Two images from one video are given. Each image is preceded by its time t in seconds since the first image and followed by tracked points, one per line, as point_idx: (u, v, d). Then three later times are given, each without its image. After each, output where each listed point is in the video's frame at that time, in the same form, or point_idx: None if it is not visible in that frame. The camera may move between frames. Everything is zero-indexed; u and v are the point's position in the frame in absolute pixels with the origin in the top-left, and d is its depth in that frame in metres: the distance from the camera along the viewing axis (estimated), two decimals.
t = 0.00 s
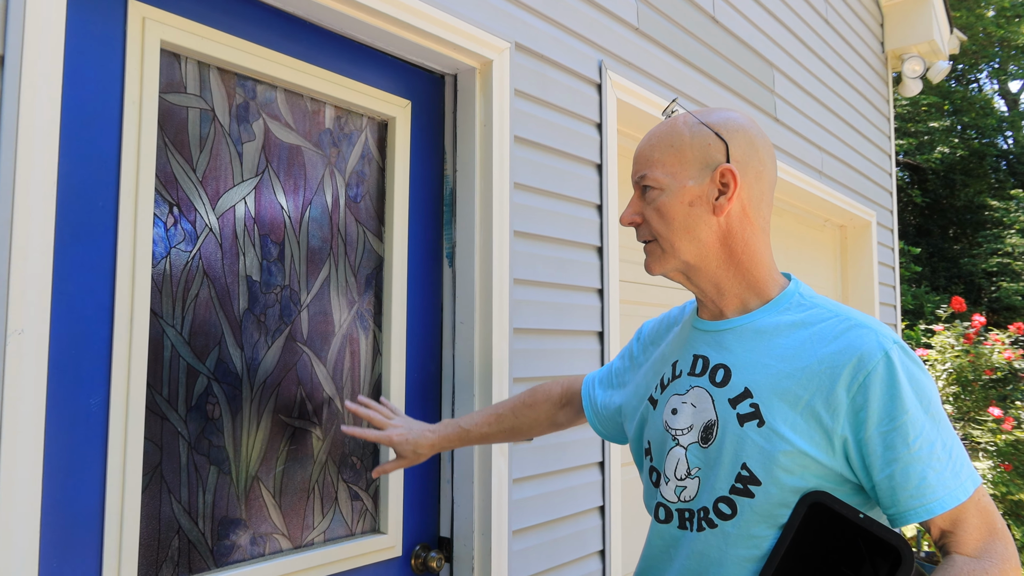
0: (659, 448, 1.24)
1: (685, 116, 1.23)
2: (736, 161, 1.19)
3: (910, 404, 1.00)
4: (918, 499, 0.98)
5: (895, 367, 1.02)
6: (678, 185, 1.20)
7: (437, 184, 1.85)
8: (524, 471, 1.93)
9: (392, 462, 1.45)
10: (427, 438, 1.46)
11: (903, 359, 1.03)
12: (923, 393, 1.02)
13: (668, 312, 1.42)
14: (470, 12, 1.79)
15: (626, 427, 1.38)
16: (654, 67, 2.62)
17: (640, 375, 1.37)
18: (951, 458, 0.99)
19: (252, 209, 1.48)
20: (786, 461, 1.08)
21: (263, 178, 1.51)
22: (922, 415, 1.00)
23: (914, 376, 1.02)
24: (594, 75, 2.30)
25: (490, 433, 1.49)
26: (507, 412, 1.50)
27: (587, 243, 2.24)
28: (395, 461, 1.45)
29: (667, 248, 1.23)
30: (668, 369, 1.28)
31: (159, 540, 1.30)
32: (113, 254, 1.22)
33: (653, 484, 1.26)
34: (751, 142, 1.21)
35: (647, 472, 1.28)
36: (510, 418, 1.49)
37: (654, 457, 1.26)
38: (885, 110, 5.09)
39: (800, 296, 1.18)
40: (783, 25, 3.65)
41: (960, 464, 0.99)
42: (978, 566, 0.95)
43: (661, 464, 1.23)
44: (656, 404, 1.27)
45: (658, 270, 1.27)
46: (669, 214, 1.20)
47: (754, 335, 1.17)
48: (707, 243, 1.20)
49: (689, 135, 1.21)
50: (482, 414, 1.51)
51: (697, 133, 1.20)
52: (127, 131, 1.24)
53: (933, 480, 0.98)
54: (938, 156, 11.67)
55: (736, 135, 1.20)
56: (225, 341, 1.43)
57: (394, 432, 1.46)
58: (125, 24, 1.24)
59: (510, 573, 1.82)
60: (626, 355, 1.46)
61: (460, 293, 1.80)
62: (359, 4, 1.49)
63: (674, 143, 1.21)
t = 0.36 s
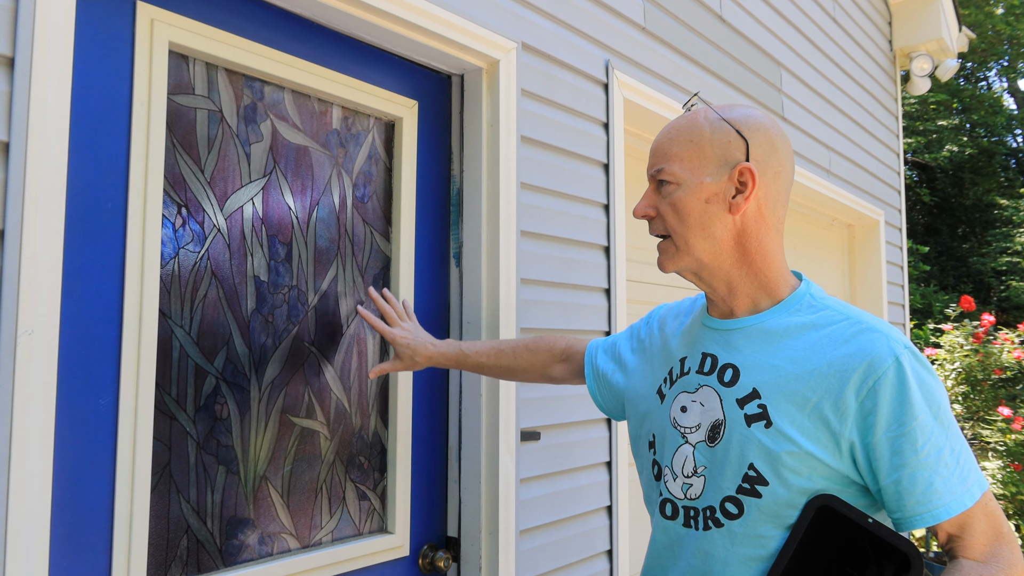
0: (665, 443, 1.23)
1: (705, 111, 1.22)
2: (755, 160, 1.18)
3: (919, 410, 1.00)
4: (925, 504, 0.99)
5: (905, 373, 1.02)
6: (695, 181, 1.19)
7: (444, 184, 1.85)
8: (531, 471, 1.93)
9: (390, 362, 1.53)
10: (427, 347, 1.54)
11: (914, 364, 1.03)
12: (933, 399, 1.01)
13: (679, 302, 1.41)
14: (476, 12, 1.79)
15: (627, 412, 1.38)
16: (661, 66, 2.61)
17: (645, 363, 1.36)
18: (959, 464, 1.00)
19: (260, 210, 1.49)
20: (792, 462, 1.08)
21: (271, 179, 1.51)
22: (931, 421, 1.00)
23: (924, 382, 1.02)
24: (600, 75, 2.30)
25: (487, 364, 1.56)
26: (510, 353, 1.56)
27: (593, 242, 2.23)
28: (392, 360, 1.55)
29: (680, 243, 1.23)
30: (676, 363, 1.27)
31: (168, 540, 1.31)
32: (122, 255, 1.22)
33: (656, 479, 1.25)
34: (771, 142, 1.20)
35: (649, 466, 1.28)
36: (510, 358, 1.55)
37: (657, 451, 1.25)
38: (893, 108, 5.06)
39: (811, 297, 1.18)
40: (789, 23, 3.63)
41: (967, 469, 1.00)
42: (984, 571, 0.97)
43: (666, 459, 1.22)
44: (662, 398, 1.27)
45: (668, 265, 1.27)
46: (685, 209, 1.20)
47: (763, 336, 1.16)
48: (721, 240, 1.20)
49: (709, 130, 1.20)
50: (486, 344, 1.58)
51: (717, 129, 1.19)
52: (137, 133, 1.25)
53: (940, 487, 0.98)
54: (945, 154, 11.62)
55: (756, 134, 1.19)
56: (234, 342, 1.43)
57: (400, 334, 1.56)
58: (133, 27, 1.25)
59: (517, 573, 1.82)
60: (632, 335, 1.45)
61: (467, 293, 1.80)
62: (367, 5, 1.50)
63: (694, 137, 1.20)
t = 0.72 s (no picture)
0: (668, 438, 1.23)
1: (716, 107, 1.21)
2: (764, 157, 1.17)
3: (923, 409, 0.99)
4: (927, 503, 0.98)
5: (909, 372, 1.01)
6: (703, 178, 1.18)
7: (451, 181, 1.85)
8: (538, 468, 1.93)
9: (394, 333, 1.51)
10: (432, 322, 1.52)
11: (918, 364, 1.02)
12: (937, 398, 1.01)
13: (685, 296, 1.41)
14: (482, 9, 1.79)
15: (631, 404, 1.37)
16: (667, 63, 2.60)
17: (650, 358, 1.36)
18: (962, 463, 0.99)
19: (266, 207, 1.49)
20: (795, 459, 1.07)
21: (277, 177, 1.51)
22: (934, 419, 1.00)
23: (928, 381, 1.02)
24: (606, 72, 2.29)
25: (492, 344, 1.55)
26: (517, 336, 1.56)
27: (600, 240, 2.23)
28: (397, 331, 1.52)
29: (686, 240, 1.22)
30: (681, 359, 1.27)
31: (176, 536, 1.32)
32: (129, 253, 1.23)
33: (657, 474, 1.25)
34: (780, 140, 1.19)
35: (651, 461, 1.28)
36: (517, 341, 1.55)
37: (659, 446, 1.25)
38: (901, 105, 5.03)
39: (816, 295, 1.17)
40: (797, 20, 3.61)
41: (970, 468, 1.00)
42: (985, 570, 0.97)
43: (669, 454, 1.22)
44: (667, 393, 1.27)
45: (674, 262, 1.26)
46: (692, 206, 1.19)
47: (768, 333, 1.16)
48: (728, 237, 1.20)
49: (719, 127, 1.19)
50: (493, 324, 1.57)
51: (727, 126, 1.18)
52: (143, 131, 1.25)
53: (942, 486, 0.98)
54: (954, 150, 11.55)
55: (766, 132, 1.19)
56: (241, 339, 1.44)
57: (406, 306, 1.53)
58: (140, 25, 1.25)
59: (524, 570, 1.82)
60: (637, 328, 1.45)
61: (473, 291, 1.80)
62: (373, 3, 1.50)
63: (703, 134, 1.19)
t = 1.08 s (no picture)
0: (675, 439, 1.23)
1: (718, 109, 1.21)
2: (766, 158, 1.17)
3: (927, 407, 0.99)
4: (933, 501, 0.98)
5: (913, 371, 1.01)
6: (706, 179, 1.18)
7: (458, 182, 1.85)
8: (546, 468, 1.93)
9: (398, 342, 1.51)
10: (436, 330, 1.51)
11: (922, 363, 1.02)
12: (942, 396, 1.00)
13: (689, 297, 1.40)
14: (490, 10, 1.79)
15: (637, 405, 1.37)
16: (675, 63, 2.60)
17: (654, 360, 1.35)
18: (967, 461, 0.99)
19: (275, 209, 1.49)
20: (801, 459, 1.07)
21: (286, 178, 1.52)
22: (939, 417, 0.99)
23: (932, 379, 1.01)
24: (614, 72, 2.29)
25: (497, 351, 1.55)
26: (521, 342, 1.56)
27: (608, 240, 2.23)
28: (401, 341, 1.52)
29: (690, 241, 1.22)
30: (685, 360, 1.26)
31: (187, 536, 1.32)
32: (139, 255, 1.24)
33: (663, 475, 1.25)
34: (783, 140, 1.19)
35: (658, 462, 1.28)
36: (521, 347, 1.55)
37: (666, 448, 1.25)
38: (910, 104, 5.01)
39: (820, 295, 1.17)
40: (805, 19, 3.59)
41: (975, 466, 0.99)
42: (991, 567, 0.96)
43: (676, 455, 1.22)
44: (672, 394, 1.26)
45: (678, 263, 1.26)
46: (695, 207, 1.19)
47: (772, 333, 1.15)
48: (731, 238, 1.19)
49: (721, 128, 1.18)
50: (497, 331, 1.57)
51: (729, 127, 1.18)
52: (153, 132, 1.26)
53: (948, 483, 0.97)
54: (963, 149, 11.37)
55: (769, 132, 1.18)
56: (250, 340, 1.44)
57: (410, 315, 1.52)
58: (150, 27, 1.26)
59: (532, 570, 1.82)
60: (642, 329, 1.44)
61: (481, 291, 1.80)
62: (380, 4, 1.50)
63: (706, 135, 1.19)
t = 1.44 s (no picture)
0: (682, 442, 1.22)
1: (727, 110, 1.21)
2: (775, 160, 1.17)
3: (935, 409, 0.99)
4: (941, 503, 0.97)
5: (921, 372, 1.00)
6: (714, 180, 1.18)
7: (464, 184, 1.85)
8: (552, 470, 1.93)
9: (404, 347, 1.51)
10: (442, 335, 1.52)
11: (930, 364, 1.01)
12: (949, 397, 1.00)
13: (695, 299, 1.40)
14: (495, 12, 1.79)
15: (644, 408, 1.36)
16: (681, 64, 2.59)
17: (659, 362, 1.35)
18: (975, 463, 0.98)
19: (282, 212, 1.50)
20: (808, 461, 1.07)
21: (293, 181, 1.52)
22: (946, 419, 0.99)
23: (939, 381, 1.01)
24: (620, 73, 2.29)
25: (503, 354, 1.55)
26: (527, 344, 1.56)
27: (614, 242, 2.22)
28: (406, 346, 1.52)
29: (698, 242, 1.21)
30: (691, 363, 1.26)
31: (193, 538, 1.33)
32: (146, 258, 1.24)
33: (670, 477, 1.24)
34: (791, 142, 1.18)
35: (664, 465, 1.27)
36: (527, 350, 1.55)
37: (672, 450, 1.24)
38: (917, 104, 4.98)
39: (826, 296, 1.16)
40: (811, 19, 3.58)
41: (983, 468, 0.99)
42: (1001, 569, 0.96)
43: (683, 458, 1.21)
44: (678, 396, 1.26)
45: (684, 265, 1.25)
46: (703, 208, 1.18)
47: (779, 336, 1.15)
48: (739, 239, 1.19)
49: (730, 129, 1.18)
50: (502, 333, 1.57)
51: (738, 128, 1.18)
52: (160, 136, 1.27)
53: (956, 485, 0.97)
54: (972, 149, 11.27)
55: (777, 134, 1.18)
56: (257, 342, 1.45)
57: (416, 320, 1.53)
58: (157, 32, 1.27)
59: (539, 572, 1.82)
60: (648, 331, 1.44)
61: (487, 294, 1.81)
62: (386, 7, 1.50)
63: (714, 136, 1.18)
